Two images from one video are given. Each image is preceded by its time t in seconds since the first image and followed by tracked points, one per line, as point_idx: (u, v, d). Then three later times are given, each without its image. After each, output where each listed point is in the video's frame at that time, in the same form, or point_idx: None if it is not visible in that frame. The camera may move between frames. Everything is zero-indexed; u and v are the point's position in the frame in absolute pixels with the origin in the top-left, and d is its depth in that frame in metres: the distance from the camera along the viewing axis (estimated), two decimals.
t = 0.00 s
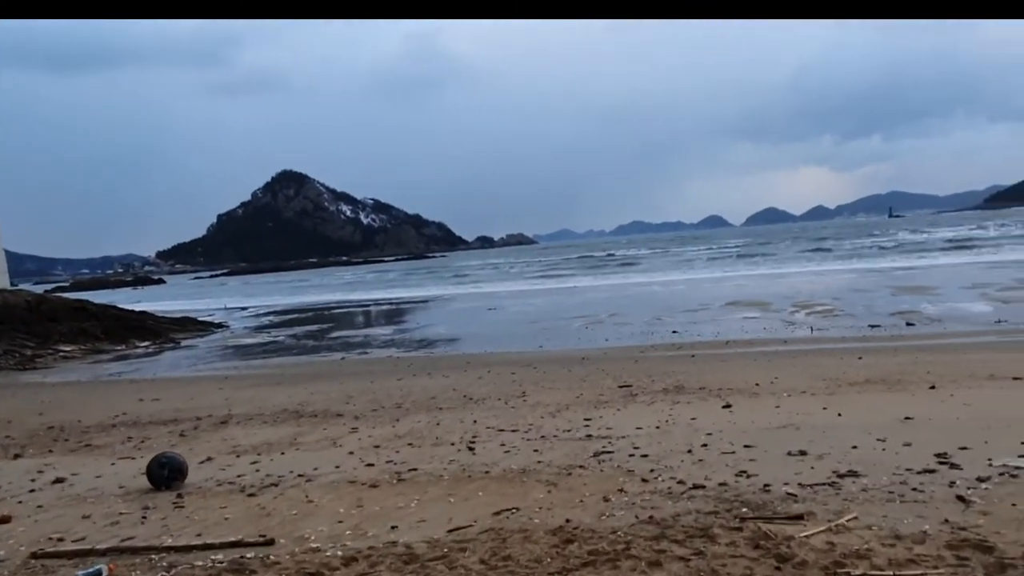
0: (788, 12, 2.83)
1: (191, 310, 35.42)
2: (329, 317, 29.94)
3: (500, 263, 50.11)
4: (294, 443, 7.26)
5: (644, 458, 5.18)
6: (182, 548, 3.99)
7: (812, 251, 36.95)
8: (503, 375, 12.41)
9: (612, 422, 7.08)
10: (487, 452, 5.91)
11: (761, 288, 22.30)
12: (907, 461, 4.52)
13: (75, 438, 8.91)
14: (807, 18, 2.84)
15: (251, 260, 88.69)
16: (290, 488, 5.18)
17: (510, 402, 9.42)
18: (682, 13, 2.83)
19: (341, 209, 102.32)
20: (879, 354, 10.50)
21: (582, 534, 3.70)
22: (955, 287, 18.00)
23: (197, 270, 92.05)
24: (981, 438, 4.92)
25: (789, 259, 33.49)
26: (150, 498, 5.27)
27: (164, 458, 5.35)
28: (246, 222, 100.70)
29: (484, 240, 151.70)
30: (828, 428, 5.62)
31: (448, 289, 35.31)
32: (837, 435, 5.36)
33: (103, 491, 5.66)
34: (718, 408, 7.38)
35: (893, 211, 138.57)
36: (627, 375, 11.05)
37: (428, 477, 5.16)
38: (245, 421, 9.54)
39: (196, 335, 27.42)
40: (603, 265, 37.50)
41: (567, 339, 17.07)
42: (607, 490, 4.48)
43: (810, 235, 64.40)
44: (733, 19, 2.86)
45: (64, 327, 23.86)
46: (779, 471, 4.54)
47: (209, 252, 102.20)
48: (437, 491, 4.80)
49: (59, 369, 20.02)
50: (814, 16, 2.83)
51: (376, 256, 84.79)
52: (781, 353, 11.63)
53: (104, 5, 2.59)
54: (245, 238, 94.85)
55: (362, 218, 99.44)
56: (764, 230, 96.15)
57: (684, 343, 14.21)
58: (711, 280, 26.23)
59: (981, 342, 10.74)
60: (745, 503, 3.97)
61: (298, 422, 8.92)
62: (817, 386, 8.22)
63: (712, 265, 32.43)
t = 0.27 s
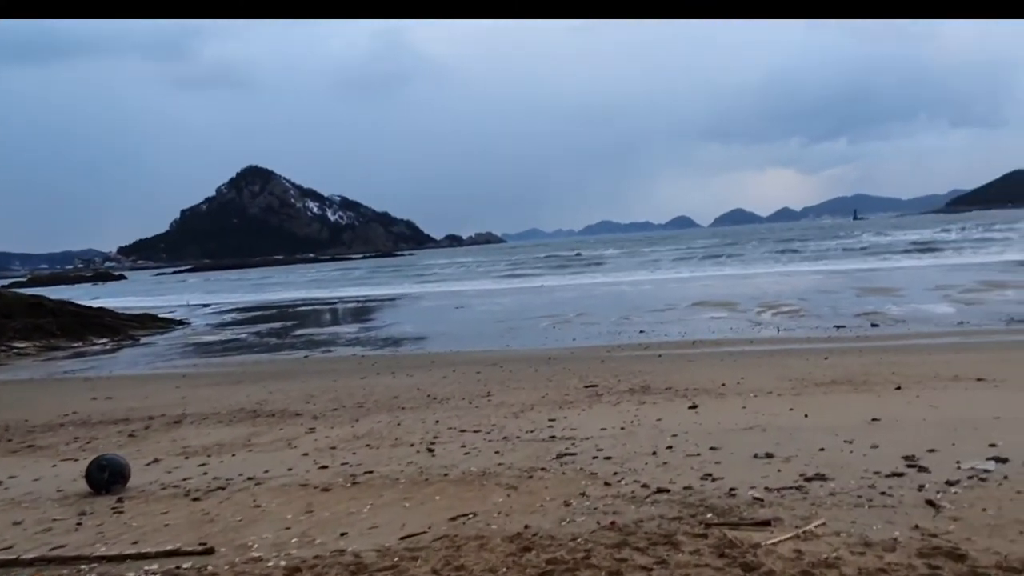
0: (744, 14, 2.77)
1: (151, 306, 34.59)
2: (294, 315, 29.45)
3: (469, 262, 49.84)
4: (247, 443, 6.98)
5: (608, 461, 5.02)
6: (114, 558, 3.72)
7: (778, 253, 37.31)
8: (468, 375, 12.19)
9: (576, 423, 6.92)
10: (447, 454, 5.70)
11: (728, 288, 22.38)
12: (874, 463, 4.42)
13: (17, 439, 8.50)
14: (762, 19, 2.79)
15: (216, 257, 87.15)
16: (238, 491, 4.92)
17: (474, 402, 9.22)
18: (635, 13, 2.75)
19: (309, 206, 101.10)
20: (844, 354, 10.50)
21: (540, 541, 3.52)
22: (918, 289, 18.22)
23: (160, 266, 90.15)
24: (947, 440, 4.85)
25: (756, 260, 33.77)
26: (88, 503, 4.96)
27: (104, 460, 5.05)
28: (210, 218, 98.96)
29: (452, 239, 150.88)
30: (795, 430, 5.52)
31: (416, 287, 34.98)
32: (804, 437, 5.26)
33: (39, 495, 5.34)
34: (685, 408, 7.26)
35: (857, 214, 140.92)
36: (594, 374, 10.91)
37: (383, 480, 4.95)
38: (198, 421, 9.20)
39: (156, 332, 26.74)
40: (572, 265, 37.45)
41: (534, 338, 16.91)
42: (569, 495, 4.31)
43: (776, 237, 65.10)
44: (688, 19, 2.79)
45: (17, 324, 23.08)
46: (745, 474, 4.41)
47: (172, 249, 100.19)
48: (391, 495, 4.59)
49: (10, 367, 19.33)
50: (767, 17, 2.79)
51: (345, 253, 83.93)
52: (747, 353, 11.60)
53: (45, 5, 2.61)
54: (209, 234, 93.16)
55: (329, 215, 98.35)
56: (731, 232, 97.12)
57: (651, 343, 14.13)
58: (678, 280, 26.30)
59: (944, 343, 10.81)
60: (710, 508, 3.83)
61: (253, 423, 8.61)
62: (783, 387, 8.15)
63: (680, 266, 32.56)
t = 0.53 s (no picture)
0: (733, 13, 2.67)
1: (125, 307, 33.99)
2: (270, 316, 29.05)
3: (448, 263, 49.57)
4: (213, 450, 6.73)
5: (584, 468, 4.85)
6: None
7: (757, 253, 37.45)
8: (445, 377, 11.99)
9: (554, 427, 6.75)
10: (418, 461, 5.51)
11: (708, 288, 22.37)
12: (858, 470, 4.29)
13: None
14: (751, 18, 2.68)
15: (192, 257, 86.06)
16: (198, 502, 4.68)
17: (450, 405, 9.02)
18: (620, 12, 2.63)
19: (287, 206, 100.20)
20: (824, 355, 10.45)
21: (512, 556, 3.35)
22: (895, 289, 18.29)
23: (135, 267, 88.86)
24: (931, 445, 4.74)
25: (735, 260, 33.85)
26: (39, 517, 4.68)
27: (58, 470, 4.79)
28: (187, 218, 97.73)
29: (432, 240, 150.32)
30: (776, 434, 5.39)
31: (395, 288, 34.69)
32: (786, 442, 5.13)
33: None
34: (664, 411, 7.12)
35: (832, 214, 142.32)
36: (572, 376, 10.76)
37: (351, 490, 4.75)
38: (165, 426, 8.92)
39: (129, 333, 26.24)
40: (551, 265, 37.32)
41: (513, 339, 16.74)
42: (543, 505, 4.14)
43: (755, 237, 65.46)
44: (675, 19, 2.67)
45: None
46: (725, 482, 4.26)
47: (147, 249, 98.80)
48: (359, 506, 4.39)
49: None
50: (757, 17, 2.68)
51: (323, 253, 83.25)
52: (727, 354, 11.51)
53: None
54: (185, 234, 91.98)
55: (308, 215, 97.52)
56: (710, 232, 97.61)
57: (631, 343, 14.02)
58: (658, 281, 26.27)
59: (922, 343, 10.80)
60: (690, 519, 3.67)
61: (221, 428, 8.34)
62: (763, 389, 8.04)
63: (660, 266, 32.57)
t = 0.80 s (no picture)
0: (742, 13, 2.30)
1: (110, 305, 33.61)
2: (257, 314, 28.75)
3: (438, 260, 49.36)
4: (187, 451, 6.53)
5: (565, 471, 4.69)
6: None
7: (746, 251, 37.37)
8: (431, 376, 11.79)
9: (536, 428, 6.59)
10: (396, 463, 5.33)
11: (697, 287, 22.22)
12: (847, 473, 4.14)
13: None
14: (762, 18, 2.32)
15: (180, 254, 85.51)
16: (163, 507, 4.49)
17: (433, 405, 8.84)
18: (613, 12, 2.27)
19: (276, 203, 99.65)
20: (813, 354, 10.31)
21: (484, 565, 3.19)
22: (885, 287, 18.18)
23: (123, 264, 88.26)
24: (921, 445, 4.61)
25: (725, 258, 33.77)
26: None
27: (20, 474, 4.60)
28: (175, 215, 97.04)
29: (422, 237, 150.08)
30: (763, 435, 5.24)
31: (383, 286, 34.41)
32: (773, 443, 4.98)
33: None
34: (650, 411, 6.96)
35: (821, 212, 142.92)
36: (559, 375, 10.59)
37: (323, 494, 4.56)
38: (141, 426, 8.70)
39: (113, 332, 25.90)
40: (541, 263, 37.16)
41: (500, 338, 16.55)
42: (522, 510, 3.98)
43: (744, 235, 65.55)
44: (673, 20, 2.32)
45: None
46: (710, 485, 4.11)
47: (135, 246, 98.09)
48: (329, 511, 4.21)
49: None
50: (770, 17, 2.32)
51: (313, 252, 82.80)
52: (716, 353, 11.34)
53: None
54: (173, 231, 91.34)
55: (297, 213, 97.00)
56: (700, 230, 97.78)
57: (619, 342, 13.84)
58: (648, 279, 26.13)
59: (912, 342, 10.67)
60: (672, 525, 3.52)
61: (198, 428, 8.13)
62: (752, 388, 7.88)
63: (649, 264, 32.43)
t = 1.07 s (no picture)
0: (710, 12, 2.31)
1: (103, 303, 33.39)
2: (250, 312, 28.56)
3: (433, 258, 49.16)
4: (166, 454, 6.36)
5: (549, 477, 4.53)
6: None
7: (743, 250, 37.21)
8: (421, 376, 11.62)
9: (524, 430, 6.41)
10: (376, 468, 5.16)
11: (693, 286, 22.08)
12: (840, 480, 3.99)
13: None
14: (729, 18, 2.33)
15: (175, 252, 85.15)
16: (132, 514, 4.33)
17: (421, 406, 8.67)
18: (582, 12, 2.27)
19: (271, 201, 99.34)
20: (807, 354, 10.16)
21: None
22: (881, 286, 18.03)
23: (117, 262, 87.88)
24: (918, 451, 4.44)
25: (721, 257, 33.64)
26: None
27: None
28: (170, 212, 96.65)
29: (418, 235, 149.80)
30: (755, 439, 5.08)
31: (378, 284, 34.22)
32: (765, 447, 4.81)
33: None
34: (641, 412, 6.79)
35: (818, 211, 142.85)
36: (550, 375, 10.43)
37: (298, 501, 4.40)
38: (122, 427, 8.52)
39: (105, 329, 25.69)
40: (536, 262, 37.00)
41: (493, 337, 16.37)
42: (501, 519, 3.82)
43: (741, 234, 65.42)
44: (642, 19, 2.31)
45: None
46: (698, 493, 3.95)
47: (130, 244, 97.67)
48: (302, 519, 4.05)
49: None
50: (739, 16, 2.33)
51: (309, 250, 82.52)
52: (710, 353, 11.17)
53: None
54: (168, 229, 90.98)
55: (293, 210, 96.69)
56: (696, 229, 97.63)
57: (612, 342, 13.68)
58: (643, 277, 25.98)
59: (908, 342, 10.53)
60: (657, 536, 3.36)
61: (180, 430, 7.95)
62: (745, 389, 7.72)
63: (645, 263, 32.28)
